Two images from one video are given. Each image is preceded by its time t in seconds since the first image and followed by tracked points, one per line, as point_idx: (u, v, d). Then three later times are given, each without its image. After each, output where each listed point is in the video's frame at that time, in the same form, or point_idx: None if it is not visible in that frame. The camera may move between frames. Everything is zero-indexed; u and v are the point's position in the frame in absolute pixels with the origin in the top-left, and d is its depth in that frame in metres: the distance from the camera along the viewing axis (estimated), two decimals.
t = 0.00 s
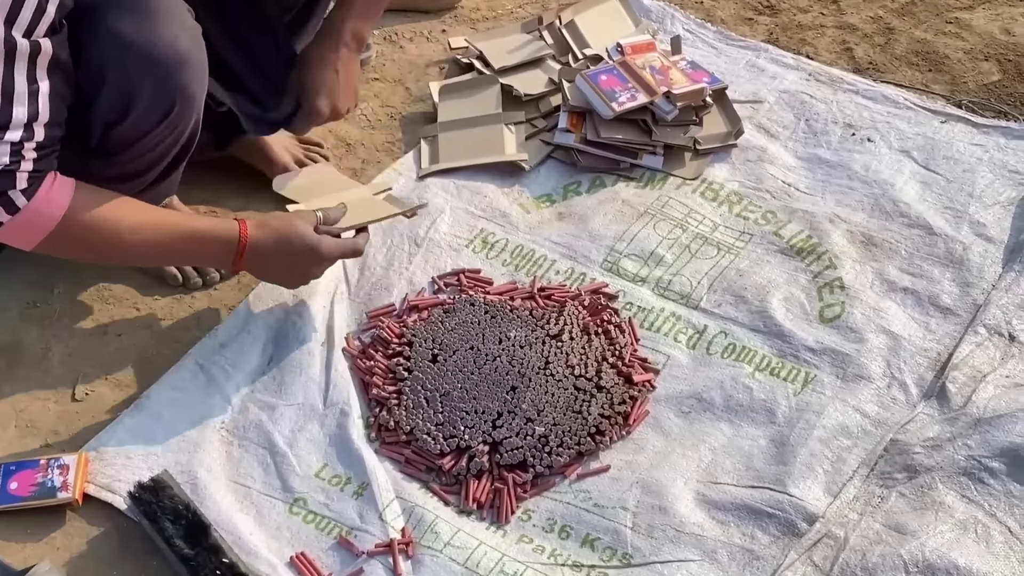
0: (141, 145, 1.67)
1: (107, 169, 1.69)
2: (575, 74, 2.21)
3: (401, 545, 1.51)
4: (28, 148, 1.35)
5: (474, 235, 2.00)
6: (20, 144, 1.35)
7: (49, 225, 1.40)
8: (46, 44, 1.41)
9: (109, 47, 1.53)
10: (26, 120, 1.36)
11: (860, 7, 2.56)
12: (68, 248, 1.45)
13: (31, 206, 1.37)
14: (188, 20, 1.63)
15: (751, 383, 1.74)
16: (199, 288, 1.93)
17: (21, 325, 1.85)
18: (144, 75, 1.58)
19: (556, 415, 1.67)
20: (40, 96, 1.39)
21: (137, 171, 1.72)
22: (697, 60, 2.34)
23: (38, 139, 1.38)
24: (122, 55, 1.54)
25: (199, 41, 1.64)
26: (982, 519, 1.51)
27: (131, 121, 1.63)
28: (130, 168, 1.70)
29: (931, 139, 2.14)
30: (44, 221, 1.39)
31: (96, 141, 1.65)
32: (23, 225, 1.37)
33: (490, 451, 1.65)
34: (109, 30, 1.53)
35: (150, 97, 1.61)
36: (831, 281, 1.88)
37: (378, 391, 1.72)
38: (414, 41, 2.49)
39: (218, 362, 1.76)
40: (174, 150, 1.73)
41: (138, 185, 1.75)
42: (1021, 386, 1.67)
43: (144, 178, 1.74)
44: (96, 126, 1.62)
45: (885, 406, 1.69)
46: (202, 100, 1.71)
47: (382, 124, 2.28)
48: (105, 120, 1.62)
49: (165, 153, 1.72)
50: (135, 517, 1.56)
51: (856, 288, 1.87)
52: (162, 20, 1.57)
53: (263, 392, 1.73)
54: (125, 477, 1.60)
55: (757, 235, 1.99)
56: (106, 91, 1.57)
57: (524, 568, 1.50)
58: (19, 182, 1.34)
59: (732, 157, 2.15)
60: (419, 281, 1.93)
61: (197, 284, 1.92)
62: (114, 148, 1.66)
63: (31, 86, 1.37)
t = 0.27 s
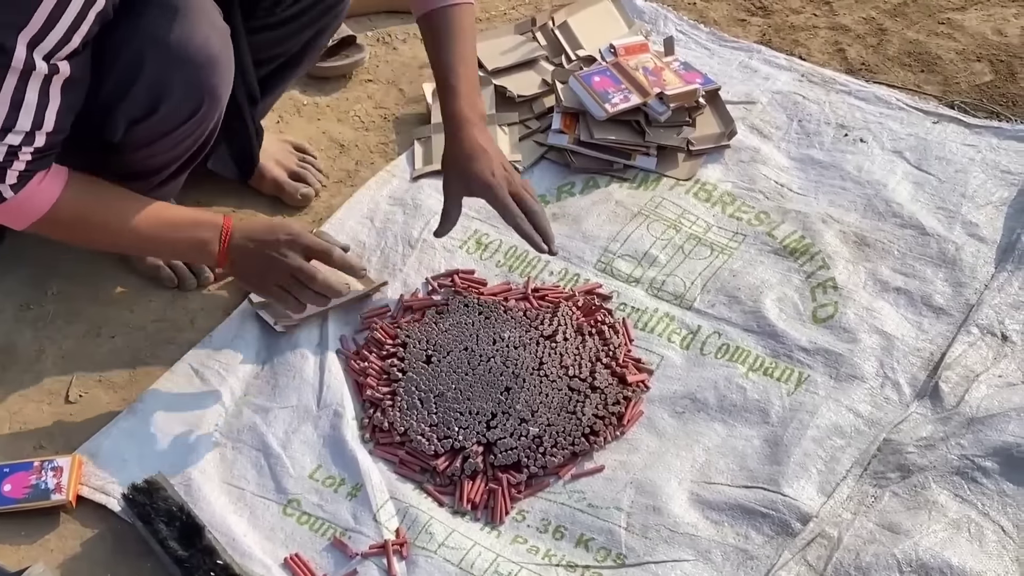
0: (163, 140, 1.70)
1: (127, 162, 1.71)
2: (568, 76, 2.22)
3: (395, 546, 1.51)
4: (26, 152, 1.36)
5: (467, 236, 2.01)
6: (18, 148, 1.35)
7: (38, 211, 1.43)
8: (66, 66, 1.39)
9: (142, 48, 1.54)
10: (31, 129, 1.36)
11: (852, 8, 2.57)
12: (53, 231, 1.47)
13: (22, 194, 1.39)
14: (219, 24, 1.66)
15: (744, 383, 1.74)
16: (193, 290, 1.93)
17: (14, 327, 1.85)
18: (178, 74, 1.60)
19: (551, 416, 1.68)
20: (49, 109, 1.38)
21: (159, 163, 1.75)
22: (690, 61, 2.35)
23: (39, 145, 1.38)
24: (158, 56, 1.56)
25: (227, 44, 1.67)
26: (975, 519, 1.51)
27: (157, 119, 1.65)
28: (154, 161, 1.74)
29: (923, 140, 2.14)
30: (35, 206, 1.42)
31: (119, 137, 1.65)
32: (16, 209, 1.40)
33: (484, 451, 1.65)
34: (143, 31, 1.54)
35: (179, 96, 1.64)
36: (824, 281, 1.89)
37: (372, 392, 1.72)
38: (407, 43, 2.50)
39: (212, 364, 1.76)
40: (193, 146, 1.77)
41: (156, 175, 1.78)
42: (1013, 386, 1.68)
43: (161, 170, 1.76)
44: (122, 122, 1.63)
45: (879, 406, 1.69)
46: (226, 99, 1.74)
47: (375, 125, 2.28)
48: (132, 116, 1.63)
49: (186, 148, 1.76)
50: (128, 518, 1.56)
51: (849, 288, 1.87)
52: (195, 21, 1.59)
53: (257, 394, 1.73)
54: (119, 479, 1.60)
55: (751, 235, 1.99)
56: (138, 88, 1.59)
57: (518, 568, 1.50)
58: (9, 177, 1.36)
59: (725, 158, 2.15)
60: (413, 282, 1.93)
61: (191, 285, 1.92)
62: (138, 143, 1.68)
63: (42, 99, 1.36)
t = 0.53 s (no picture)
0: (173, 156, 1.63)
1: (129, 173, 1.62)
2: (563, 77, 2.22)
3: (391, 546, 1.51)
4: (66, 182, 1.36)
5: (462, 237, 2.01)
6: (60, 177, 1.35)
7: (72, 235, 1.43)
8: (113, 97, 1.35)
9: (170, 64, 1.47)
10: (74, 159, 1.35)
11: (846, 8, 2.57)
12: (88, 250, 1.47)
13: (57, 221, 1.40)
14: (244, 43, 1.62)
15: (739, 382, 1.74)
16: (188, 291, 1.94)
17: (9, 329, 1.85)
18: (202, 93, 1.55)
19: (546, 416, 1.68)
20: (94, 143, 1.36)
21: (165, 178, 1.68)
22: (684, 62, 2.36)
23: (81, 175, 1.38)
24: (186, 73, 1.50)
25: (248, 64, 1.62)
26: (969, 517, 1.52)
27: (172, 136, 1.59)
28: (161, 175, 1.66)
29: (917, 140, 2.15)
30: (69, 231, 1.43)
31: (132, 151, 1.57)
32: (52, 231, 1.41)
33: (480, 451, 1.65)
34: (174, 47, 1.47)
35: (199, 115, 1.59)
36: (818, 280, 1.89)
37: (367, 392, 1.72)
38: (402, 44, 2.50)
39: (208, 365, 1.77)
40: (201, 164, 1.71)
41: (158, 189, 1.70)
42: (1008, 385, 1.68)
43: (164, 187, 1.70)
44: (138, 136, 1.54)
45: (874, 405, 1.69)
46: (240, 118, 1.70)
47: (370, 126, 2.29)
48: (147, 130, 1.55)
49: (193, 166, 1.70)
50: (123, 519, 1.56)
51: (844, 288, 1.88)
52: (224, 41, 1.53)
53: (252, 395, 1.73)
54: (114, 479, 1.60)
55: (745, 236, 2.00)
56: (162, 105, 1.52)
57: (514, 568, 1.51)
58: (47, 204, 1.37)
59: (719, 158, 2.16)
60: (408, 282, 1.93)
61: (186, 285, 1.93)
62: (147, 157, 1.60)
63: (87, 133, 1.34)
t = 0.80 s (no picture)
0: (179, 166, 1.64)
1: (136, 178, 1.62)
2: (558, 80, 2.23)
3: (388, 548, 1.52)
4: (87, 201, 1.36)
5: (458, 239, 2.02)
6: (81, 198, 1.36)
7: (91, 251, 1.43)
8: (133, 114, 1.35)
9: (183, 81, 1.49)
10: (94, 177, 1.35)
11: (840, 12, 2.58)
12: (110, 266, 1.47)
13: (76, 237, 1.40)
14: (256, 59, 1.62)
15: (735, 384, 1.75)
16: (184, 294, 1.94)
17: (6, 332, 1.85)
18: (212, 109, 1.56)
19: (542, 418, 1.69)
20: (114, 161, 1.36)
21: (170, 185, 1.68)
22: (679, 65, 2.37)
23: (102, 193, 1.38)
24: (198, 91, 1.52)
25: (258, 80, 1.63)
26: (964, 518, 1.53)
27: (179, 147, 1.59)
28: (164, 182, 1.66)
29: (911, 142, 2.16)
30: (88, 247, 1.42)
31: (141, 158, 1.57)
32: (72, 248, 1.41)
33: (476, 454, 1.66)
34: (188, 67, 1.49)
35: (208, 129, 1.59)
36: (813, 282, 1.90)
37: (363, 395, 1.73)
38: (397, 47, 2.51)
39: (204, 368, 1.77)
40: (206, 173, 1.72)
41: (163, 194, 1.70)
42: (1002, 386, 1.69)
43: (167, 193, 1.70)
44: (147, 146, 1.55)
45: (869, 406, 1.70)
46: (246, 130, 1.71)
47: (366, 130, 2.29)
48: (156, 142, 1.55)
49: (197, 175, 1.70)
50: (119, 520, 1.57)
51: (839, 290, 1.88)
52: (236, 60, 1.54)
53: (248, 397, 1.74)
54: (111, 482, 1.61)
55: (741, 238, 2.00)
56: (173, 119, 1.53)
57: (511, 569, 1.51)
58: (68, 222, 1.37)
59: (714, 161, 2.17)
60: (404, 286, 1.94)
61: (182, 288, 1.94)
62: (154, 164, 1.61)
63: (107, 152, 1.34)
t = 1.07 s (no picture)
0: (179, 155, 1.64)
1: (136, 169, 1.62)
2: (555, 84, 2.24)
3: (386, 551, 1.52)
4: (116, 211, 1.36)
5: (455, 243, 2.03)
6: (109, 209, 1.36)
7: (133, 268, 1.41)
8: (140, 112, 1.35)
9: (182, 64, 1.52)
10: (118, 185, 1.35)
11: (836, 16, 2.59)
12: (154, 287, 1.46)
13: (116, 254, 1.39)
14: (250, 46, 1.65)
15: (732, 388, 1.75)
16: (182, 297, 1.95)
17: (4, 336, 1.85)
18: (209, 91, 1.57)
19: (540, 421, 1.69)
20: (133, 163, 1.35)
21: (170, 176, 1.68)
22: (676, 69, 2.37)
23: (129, 200, 1.38)
24: (196, 73, 1.54)
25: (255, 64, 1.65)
26: (960, 520, 1.53)
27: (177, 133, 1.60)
28: (163, 173, 1.66)
29: (907, 146, 2.17)
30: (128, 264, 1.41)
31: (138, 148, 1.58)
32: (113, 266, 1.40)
33: (474, 457, 1.66)
34: (186, 51, 1.52)
35: (205, 114, 1.61)
36: (810, 286, 1.91)
37: (361, 399, 1.73)
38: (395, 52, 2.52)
39: (202, 372, 1.78)
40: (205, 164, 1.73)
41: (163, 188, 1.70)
42: (997, 389, 1.70)
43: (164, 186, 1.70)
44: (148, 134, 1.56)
45: (865, 409, 1.71)
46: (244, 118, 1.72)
47: (363, 133, 2.30)
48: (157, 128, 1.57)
49: (194, 166, 1.70)
50: (117, 524, 1.57)
51: (835, 293, 1.89)
52: (233, 43, 1.57)
53: (246, 401, 1.75)
54: (109, 486, 1.61)
55: (738, 242, 2.01)
56: (173, 102, 1.54)
57: (509, 572, 1.51)
58: (103, 237, 1.37)
59: (711, 164, 2.17)
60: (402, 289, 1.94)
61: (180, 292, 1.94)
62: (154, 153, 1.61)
63: (123, 155, 1.33)
